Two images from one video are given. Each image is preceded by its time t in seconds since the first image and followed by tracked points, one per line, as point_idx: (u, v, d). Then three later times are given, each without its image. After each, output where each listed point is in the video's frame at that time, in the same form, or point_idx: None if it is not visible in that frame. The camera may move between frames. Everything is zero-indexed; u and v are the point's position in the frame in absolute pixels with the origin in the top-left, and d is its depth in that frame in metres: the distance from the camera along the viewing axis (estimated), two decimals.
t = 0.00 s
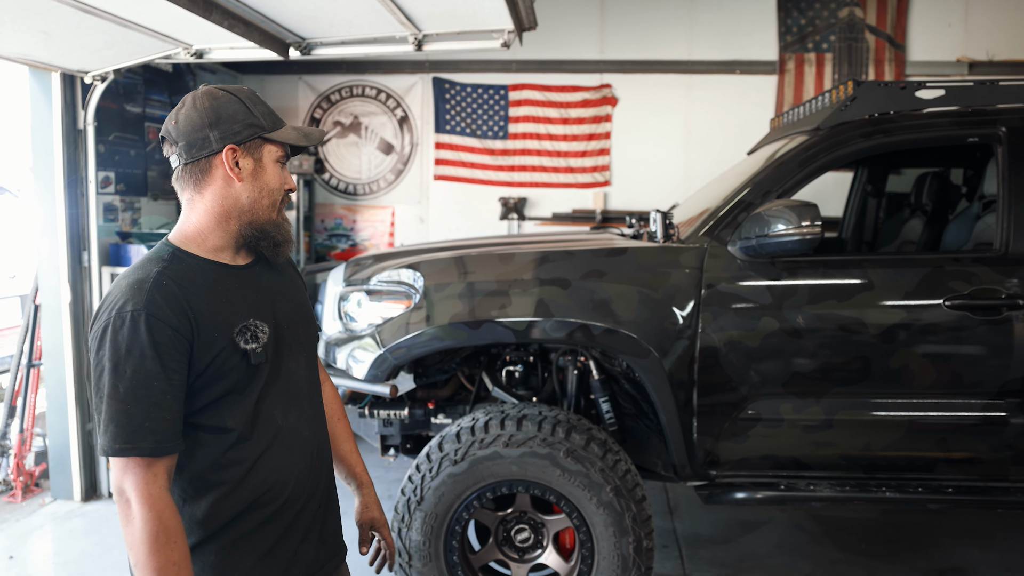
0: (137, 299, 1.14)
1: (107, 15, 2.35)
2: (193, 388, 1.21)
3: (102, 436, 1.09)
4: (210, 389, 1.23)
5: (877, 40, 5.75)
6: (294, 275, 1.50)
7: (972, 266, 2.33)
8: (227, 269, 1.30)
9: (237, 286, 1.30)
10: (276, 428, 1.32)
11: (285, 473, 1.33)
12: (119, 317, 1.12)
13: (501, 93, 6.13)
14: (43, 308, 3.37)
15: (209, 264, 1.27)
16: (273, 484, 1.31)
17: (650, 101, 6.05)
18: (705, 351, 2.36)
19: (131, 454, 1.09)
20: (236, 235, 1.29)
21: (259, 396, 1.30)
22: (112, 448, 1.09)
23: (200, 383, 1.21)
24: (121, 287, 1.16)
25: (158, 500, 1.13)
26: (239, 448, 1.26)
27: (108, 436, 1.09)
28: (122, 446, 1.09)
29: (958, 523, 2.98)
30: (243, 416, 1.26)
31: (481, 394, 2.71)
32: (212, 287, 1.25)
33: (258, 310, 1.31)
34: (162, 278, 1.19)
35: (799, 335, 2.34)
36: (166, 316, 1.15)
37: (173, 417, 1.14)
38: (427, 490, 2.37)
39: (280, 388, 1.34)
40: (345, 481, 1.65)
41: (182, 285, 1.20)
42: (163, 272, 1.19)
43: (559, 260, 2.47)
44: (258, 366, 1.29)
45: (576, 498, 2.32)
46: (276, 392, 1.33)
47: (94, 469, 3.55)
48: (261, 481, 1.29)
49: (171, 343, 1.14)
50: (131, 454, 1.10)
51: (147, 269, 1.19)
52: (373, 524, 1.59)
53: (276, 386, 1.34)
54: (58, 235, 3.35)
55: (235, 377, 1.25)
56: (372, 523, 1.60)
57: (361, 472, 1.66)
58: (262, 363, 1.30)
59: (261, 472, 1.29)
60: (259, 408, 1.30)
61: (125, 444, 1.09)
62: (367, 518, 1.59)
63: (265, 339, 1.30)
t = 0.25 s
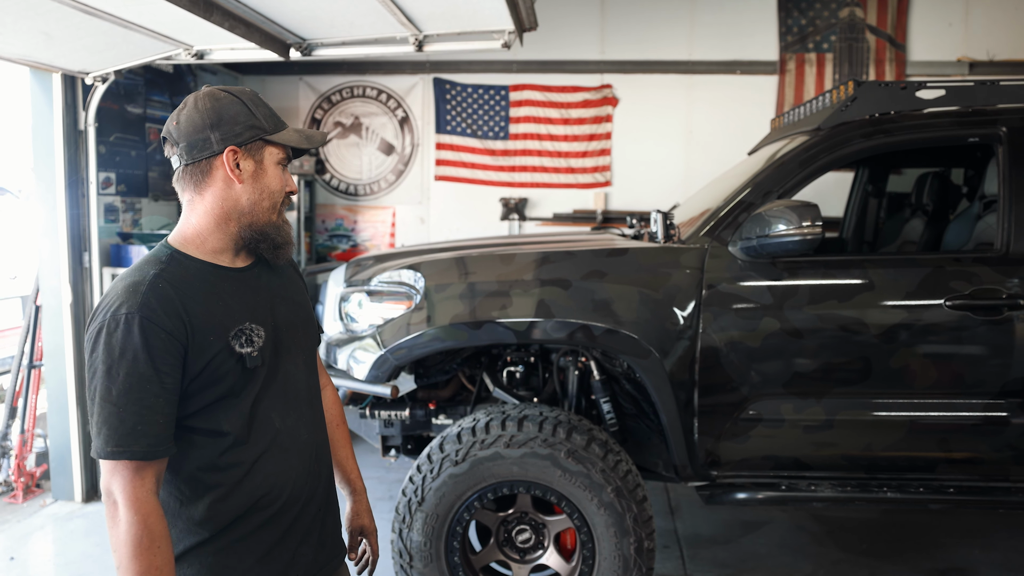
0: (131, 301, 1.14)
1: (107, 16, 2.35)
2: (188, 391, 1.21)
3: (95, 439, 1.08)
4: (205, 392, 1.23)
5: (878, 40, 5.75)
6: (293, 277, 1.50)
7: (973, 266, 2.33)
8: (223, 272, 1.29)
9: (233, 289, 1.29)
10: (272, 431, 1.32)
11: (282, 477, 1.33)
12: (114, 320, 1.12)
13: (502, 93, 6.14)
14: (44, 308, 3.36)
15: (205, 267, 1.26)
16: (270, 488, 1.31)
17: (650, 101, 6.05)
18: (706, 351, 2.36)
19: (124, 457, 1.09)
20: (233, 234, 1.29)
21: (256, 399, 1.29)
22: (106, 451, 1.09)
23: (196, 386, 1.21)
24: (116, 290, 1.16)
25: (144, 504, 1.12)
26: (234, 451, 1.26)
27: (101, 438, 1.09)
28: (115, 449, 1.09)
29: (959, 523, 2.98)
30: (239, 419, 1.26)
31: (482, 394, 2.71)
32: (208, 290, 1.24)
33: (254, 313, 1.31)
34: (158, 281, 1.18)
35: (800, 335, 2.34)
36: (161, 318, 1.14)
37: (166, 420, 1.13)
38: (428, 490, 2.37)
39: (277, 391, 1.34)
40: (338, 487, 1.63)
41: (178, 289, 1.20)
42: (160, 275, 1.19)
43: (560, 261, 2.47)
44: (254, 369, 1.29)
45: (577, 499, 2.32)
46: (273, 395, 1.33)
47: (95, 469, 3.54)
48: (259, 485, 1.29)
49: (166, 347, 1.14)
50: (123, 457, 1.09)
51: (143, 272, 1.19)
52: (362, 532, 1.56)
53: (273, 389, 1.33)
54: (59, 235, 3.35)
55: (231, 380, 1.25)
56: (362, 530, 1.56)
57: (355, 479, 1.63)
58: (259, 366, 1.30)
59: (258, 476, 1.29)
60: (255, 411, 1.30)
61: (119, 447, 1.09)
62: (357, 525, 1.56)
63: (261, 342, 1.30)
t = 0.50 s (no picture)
0: (129, 298, 1.13)
1: (108, 16, 2.35)
2: (186, 390, 1.20)
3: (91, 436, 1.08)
4: (203, 392, 1.22)
5: (879, 40, 5.75)
6: (296, 277, 1.49)
7: (974, 266, 2.33)
8: (222, 273, 1.28)
9: (233, 288, 1.28)
10: (272, 431, 1.31)
11: (281, 477, 1.32)
12: (111, 317, 1.11)
13: (502, 93, 6.13)
14: (45, 309, 3.36)
15: (207, 267, 1.26)
16: (269, 487, 1.30)
17: (651, 101, 6.05)
18: (707, 351, 2.36)
19: (119, 454, 1.08)
20: (210, 236, 1.25)
21: (255, 400, 1.29)
22: (101, 448, 1.08)
23: (194, 385, 1.20)
24: (116, 287, 1.15)
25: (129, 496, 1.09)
26: (232, 451, 1.25)
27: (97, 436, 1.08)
28: (110, 446, 1.08)
29: (960, 523, 2.98)
30: (238, 419, 1.25)
31: (483, 394, 2.71)
32: (207, 289, 1.24)
33: (254, 312, 1.30)
34: (157, 279, 1.18)
35: (801, 335, 2.34)
36: (159, 316, 1.14)
37: (162, 418, 1.12)
38: (429, 491, 2.37)
39: (278, 391, 1.33)
40: (343, 490, 1.63)
41: (178, 287, 1.19)
42: (160, 273, 1.19)
43: (561, 261, 2.47)
44: (253, 369, 1.28)
45: (578, 498, 2.32)
46: (273, 395, 1.32)
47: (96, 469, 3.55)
48: (257, 485, 1.29)
49: (163, 345, 1.13)
50: (117, 455, 1.08)
51: (143, 269, 1.19)
52: (367, 536, 1.56)
53: (274, 389, 1.33)
54: (60, 236, 3.35)
55: (229, 380, 1.24)
56: (366, 535, 1.57)
57: (360, 482, 1.63)
58: (258, 366, 1.29)
59: (257, 476, 1.29)
60: (255, 411, 1.29)
61: (114, 444, 1.08)
62: (362, 529, 1.57)
63: (260, 342, 1.29)
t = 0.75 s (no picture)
0: (120, 296, 1.15)
1: (109, 17, 2.35)
2: (176, 388, 1.20)
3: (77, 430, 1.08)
4: (194, 392, 1.22)
5: (879, 40, 5.74)
6: (301, 280, 1.49)
7: (975, 265, 2.33)
8: (219, 275, 1.29)
9: (228, 290, 1.29)
10: (268, 433, 1.30)
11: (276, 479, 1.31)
12: (102, 314, 1.13)
13: (503, 93, 6.13)
14: (46, 309, 3.36)
15: (206, 271, 1.27)
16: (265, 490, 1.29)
17: (652, 101, 6.05)
18: (708, 351, 2.36)
19: (100, 448, 1.06)
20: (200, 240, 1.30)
21: (248, 402, 1.28)
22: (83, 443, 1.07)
23: (183, 383, 1.20)
24: (111, 287, 1.17)
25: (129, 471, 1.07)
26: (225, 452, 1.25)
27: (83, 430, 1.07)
28: (93, 440, 1.07)
29: (962, 523, 2.98)
30: (229, 420, 1.25)
31: (484, 394, 2.72)
32: (199, 289, 1.24)
33: (248, 314, 1.30)
34: (150, 280, 1.19)
35: (802, 335, 2.34)
36: (147, 314, 1.15)
37: (147, 414, 1.12)
38: (431, 491, 2.37)
39: (273, 393, 1.32)
40: (348, 496, 1.64)
41: (169, 287, 1.20)
42: (155, 272, 1.20)
43: (562, 261, 2.47)
44: (246, 370, 1.27)
45: (579, 498, 2.32)
46: (268, 397, 1.31)
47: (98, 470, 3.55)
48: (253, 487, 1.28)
49: (148, 342, 1.13)
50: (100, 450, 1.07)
51: (138, 270, 1.21)
52: (369, 545, 1.58)
53: (269, 391, 1.32)
54: (62, 237, 3.35)
55: (220, 380, 1.23)
56: (369, 543, 1.59)
57: (365, 490, 1.64)
58: (251, 367, 1.28)
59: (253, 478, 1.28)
60: (250, 413, 1.28)
61: (95, 438, 1.06)
62: (364, 537, 1.58)
63: (252, 343, 1.28)
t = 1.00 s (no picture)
0: (122, 291, 1.14)
1: (109, 18, 2.35)
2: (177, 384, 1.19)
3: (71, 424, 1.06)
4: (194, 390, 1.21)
5: (880, 39, 5.74)
6: (306, 282, 1.49)
7: (976, 265, 2.33)
8: (222, 276, 1.28)
9: (231, 290, 1.28)
10: (270, 435, 1.30)
11: (278, 480, 1.31)
12: (103, 308, 1.12)
13: (504, 93, 6.13)
14: (47, 310, 3.36)
15: (210, 270, 1.27)
16: (268, 492, 1.29)
17: (652, 101, 6.05)
18: (709, 351, 2.36)
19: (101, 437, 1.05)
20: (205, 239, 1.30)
21: (250, 402, 1.27)
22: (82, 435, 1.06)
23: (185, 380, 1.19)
24: (114, 283, 1.17)
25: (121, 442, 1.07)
26: (225, 452, 1.25)
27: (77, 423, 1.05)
28: (94, 430, 1.07)
29: (962, 522, 2.98)
30: (231, 420, 1.24)
31: (485, 394, 2.72)
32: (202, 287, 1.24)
33: (251, 314, 1.29)
34: (153, 276, 1.19)
35: (803, 334, 2.34)
36: (149, 309, 1.14)
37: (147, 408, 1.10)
38: (432, 491, 2.37)
39: (276, 394, 1.32)
40: (363, 497, 1.63)
41: (172, 284, 1.20)
42: (158, 271, 1.20)
43: (563, 261, 2.47)
44: (247, 370, 1.26)
45: (579, 499, 2.32)
46: (270, 398, 1.31)
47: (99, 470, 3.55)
48: (254, 488, 1.28)
49: (150, 336, 1.13)
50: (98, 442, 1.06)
51: (141, 267, 1.21)
52: (388, 545, 1.57)
53: (271, 392, 1.31)
54: (62, 238, 3.35)
55: (221, 378, 1.22)
56: (386, 543, 1.57)
57: (381, 489, 1.63)
58: (253, 367, 1.27)
59: (255, 478, 1.28)
60: (252, 414, 1.28)
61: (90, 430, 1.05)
62: (382, 538, 1.57)
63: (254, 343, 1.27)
